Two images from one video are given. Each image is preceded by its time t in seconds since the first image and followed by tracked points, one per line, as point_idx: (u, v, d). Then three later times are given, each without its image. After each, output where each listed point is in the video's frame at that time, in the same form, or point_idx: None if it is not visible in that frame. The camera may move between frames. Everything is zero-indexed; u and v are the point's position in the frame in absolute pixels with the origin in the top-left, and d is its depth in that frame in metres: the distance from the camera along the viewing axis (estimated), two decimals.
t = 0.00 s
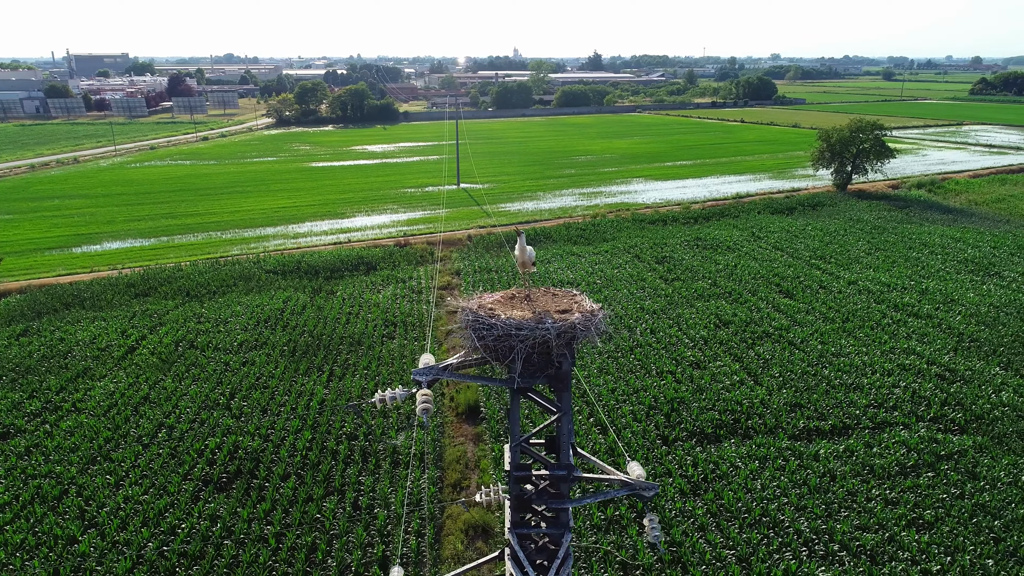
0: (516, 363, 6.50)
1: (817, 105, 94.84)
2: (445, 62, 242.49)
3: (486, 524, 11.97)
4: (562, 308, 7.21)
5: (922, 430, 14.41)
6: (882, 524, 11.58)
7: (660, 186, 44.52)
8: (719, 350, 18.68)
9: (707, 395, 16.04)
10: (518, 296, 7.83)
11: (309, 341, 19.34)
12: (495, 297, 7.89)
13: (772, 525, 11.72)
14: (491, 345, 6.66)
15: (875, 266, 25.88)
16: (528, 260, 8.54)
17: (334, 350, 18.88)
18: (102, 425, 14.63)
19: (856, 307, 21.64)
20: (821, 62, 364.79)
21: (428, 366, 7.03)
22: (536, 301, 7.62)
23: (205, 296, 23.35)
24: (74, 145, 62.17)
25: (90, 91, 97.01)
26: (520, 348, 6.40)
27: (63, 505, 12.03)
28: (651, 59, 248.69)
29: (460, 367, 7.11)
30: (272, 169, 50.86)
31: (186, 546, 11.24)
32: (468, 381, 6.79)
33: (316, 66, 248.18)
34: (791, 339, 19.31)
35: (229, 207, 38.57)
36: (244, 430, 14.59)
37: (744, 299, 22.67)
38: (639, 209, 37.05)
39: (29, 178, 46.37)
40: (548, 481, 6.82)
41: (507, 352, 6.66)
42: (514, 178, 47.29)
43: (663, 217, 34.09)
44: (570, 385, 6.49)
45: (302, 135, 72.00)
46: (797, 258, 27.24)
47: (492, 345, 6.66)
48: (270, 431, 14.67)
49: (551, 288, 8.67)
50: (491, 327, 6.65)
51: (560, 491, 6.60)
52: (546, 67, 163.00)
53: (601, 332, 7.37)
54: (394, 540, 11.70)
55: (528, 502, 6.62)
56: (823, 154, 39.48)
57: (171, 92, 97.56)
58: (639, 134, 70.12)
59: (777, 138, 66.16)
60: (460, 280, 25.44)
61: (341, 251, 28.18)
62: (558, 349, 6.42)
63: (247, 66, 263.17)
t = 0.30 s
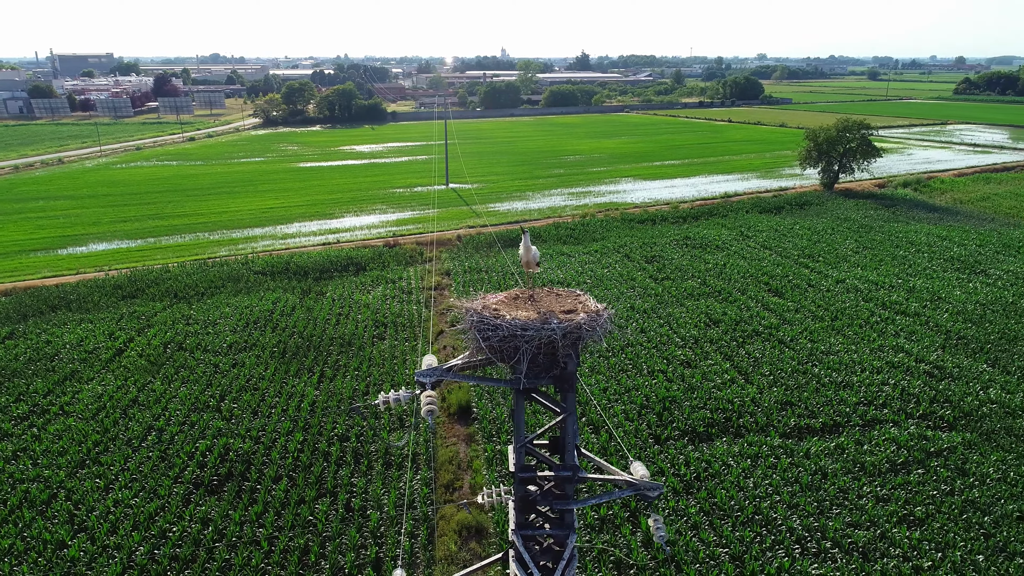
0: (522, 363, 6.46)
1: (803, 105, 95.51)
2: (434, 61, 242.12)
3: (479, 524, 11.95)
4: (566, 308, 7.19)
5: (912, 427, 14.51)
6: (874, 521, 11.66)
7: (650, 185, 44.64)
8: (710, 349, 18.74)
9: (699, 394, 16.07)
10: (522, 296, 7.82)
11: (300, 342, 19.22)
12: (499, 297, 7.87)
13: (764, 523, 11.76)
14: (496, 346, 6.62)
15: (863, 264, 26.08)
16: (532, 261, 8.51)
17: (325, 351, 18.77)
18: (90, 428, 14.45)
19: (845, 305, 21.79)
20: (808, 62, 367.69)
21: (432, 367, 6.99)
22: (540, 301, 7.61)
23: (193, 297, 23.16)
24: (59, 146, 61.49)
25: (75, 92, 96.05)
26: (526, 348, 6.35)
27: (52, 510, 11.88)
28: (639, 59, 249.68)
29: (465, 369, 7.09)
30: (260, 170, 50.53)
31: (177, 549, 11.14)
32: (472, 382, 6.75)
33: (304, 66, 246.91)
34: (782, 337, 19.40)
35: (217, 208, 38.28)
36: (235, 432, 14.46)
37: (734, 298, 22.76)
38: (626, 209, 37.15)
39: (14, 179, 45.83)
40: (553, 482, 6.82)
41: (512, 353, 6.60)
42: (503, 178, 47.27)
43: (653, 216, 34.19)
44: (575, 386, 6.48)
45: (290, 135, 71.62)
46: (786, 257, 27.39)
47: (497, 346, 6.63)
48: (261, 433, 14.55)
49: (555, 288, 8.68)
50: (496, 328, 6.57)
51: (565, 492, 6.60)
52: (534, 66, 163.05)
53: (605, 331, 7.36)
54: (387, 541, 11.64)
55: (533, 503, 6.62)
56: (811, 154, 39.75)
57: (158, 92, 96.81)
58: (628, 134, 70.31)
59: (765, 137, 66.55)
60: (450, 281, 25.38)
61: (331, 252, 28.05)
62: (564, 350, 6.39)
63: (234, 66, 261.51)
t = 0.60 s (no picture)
0: (526, 365, 6.43)
1: (788, 104, 96.19)
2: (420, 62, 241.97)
3: (471, 526, 11.90)
4: (570, 308, 7.16)
5: (900, 424, 14.63)
6: (863, 518, 11.74)
7: (639, 185, 44.78)
8: (699, 347, 18.81)
9: (689, 392, 16.12)
10: (524, 297, 7.79)
11: (288, 343, 19.10)
12: (501, 297, 7.84)
13: (755, 521, 11.82)
14: (500, 347, 6.58)
15: (850, 262, 26.29)
16: (536, 261, 8.47)
17: (314, 352, 18.64)
18: (76, 432, 14.28)
19: (832, 303, 21.96)
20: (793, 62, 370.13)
21: (434, 369, 6.94)
22: (543, 302, 7.58)
23: (180, 299, 22.97)
24: (41, 147, 60.73)
25: (57, 92, 94.98)
26: (531, 349, 6.30)
27: (38, 515, 11.72)
28: (626, 58, 250.34)
29: (468, 370, 7.04)
30: (247, 170, 50.16)
31: (166, 553, 11.03)
32: (475, 383, 6.70)
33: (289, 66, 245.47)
34: (770, 336, 19.52)
35: (203, 209, 37.98)
36: (224, 434, 14.33)
37: (722, 297, 22.87)
38: (611, 208, 37.22)
39: None
40: (556, 483, 6.81)
41: (517, 354, 6.54)
42: (492, 178, 47.20)
43: (640, 216, 34.32)
44: (580, 386, 6.47)
45: (276, 135, 71.18)
46: (773, 255, 27.56)
47: (501, 347, 6.59)
48: (250, 435, 14.43)
49: (558, 288, 8.63)
50: (501, 329, 6.51)
51: (569, 493, 6.59)
52: (521, 66, 162.96)
53: (610, 331, 7.34)
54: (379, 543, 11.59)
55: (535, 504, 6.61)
56: (796, 153, 40.03)
57: (142, 93, 96.04)
58: (615, 133, 70.50)
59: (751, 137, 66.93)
60: (439, 281, 25.32)
61: (318, 252, 27.89)
62: (569, 350, 6.37)
63: (219, 66, 259.30)
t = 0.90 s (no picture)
0: (530, 367, 6.41)
1: (772, 104, 96.94)
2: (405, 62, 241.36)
3: (462, 527, 11.87)
4: (574, 309, 7.13)
5: (887, 421, 14.77)
6: (852, 514, 11.84)
7: (626, 184, 44.91)
8: (687, 346, 18.87)
9: (678, 391, 16.18)
10: (527, 297, 7.76)
11: (276, 345, 18.96)
12: (503, 298, 7.79)
13: (745, 519, 11.87)
14: (504, 348, 6.54)
15: (835, 261, 26.53)
16: (539, 260, 8.44)
17: (301, 354, 18.51)
18: (61, 436, 14.06)
19: (818, 301, 22.14)
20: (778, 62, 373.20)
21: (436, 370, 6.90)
22: (546, 302, 7.54)
23: (165, 301, 22.72)
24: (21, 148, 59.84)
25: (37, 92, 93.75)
26: (535, 350, 6.27)
27: (23, 521, 11.53)
28: (611, 58, 251.20)
29: (469, 372, 7.00)
30: (232, 171, 49.72)
31: (155, 558, 10.89)
32: (479, 384, 6.65)
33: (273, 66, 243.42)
34: (757, 334, 19.63)
35: (188, 210, 37.62)
36: (212, 437, 14.18)
37: (709, 296, 22.98)
38: (598, 208, 37.28)
39: None
40: (559, 485, 6.81)
41: (520, 354, 6.51)
42: (479, 178, 47.13)
43: (627, 216, 34.45)
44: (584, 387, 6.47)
45: (261, 135, 70.68)
46: (759, 254, 27.73)
47: (505, 348, 6.55)
48: (238, 438, 14.29)
49: (561, 290, 8.51)
50: (505, 330, 6.47)
51: (572, 493, 6.60)
52: (506, 66, 163.14)
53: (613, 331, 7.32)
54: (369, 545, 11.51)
55: (539, 506, 6.61)
56: (780, 152, 40.34)
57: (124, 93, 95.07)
58: (602, 133, 70.67)
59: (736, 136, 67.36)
60: (427, 282, 25.23)
61: (304, 253, 27.70)
62: (573, 351, 6.36)
63: (202, 65, 256.33)
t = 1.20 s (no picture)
0: (534, 367, 6.38)
1: (755, 104, 97.63)
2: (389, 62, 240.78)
3: (451, 529, 11.84)
4: (577, 308, 7.09)
5: (873, 418, 14.91)
6: (841, 511, 11.93)
7: (613, 184, 45.00)
8: (674, 345, 18.94)
9: (666, 390, 16.23)
10: (529, 295, 7.71)
11: (262, 347, 18.79)
12: (505, 297, 7.74)
13: (736, 516, 11.91)
14: (506, 349, 6.50)
15: (820, 260, 26.76)
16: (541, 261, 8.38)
17: (288, 356, 18.36)
18: (44, 441, 13.84)
19: (803, 300, 22.32)
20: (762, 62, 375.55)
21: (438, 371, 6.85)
22: (549, 301, 7.49)
23: (149, 303, 22.47)
24: None
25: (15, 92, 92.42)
26: (539, 349, 6.23)
27: (6, 528, 11.32)
28: (595, 59, 251.76)
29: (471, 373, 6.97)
30: (217, 172, 49.26)
31: (142, 563, 10.75)
32: (481, 386, 6.60)
33: (258, 66, 241.68)
34: (744, 333, 19.74)
35: (172, 211, 37.21)
36: (199, 441, 14.02)
37: (696, 295, 23.08)
38: (584, 208, 37.36)
39: None
40: (562, 486, 6.81)
41: (524, 355, 6.48)
42: (465, 178, 47.04)
43: (614, 215, 34.55)
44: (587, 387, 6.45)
45: (245, 136, 70.14)
46: (744, 253, 27.89)
47: (508, 349, 6.51)
48: (226, 441, 14.14)
49: (563, 289, 8.43)
50: (508, 330, 6.42)
51: (576, 494, 6.60)
52: (491, 67, 162.89)
53: (617, 331, 7.29)
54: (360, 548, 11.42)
55: (542, 506, 6.60)
56: (764, 152, 40.64)
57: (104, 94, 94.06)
58: (588, 133, 70.79)
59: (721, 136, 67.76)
60: (413, 283, 25.13)
61: (290, 254, 27.48)
62: (577, 351, 6.33)
63: (184, 65, 253.45)
